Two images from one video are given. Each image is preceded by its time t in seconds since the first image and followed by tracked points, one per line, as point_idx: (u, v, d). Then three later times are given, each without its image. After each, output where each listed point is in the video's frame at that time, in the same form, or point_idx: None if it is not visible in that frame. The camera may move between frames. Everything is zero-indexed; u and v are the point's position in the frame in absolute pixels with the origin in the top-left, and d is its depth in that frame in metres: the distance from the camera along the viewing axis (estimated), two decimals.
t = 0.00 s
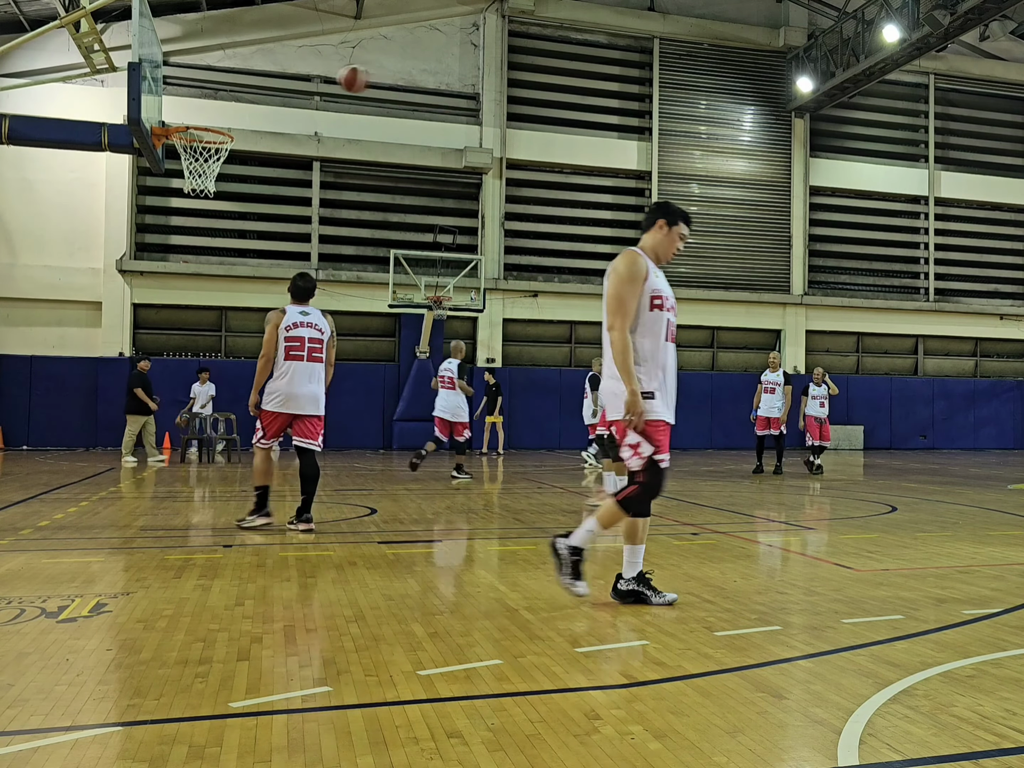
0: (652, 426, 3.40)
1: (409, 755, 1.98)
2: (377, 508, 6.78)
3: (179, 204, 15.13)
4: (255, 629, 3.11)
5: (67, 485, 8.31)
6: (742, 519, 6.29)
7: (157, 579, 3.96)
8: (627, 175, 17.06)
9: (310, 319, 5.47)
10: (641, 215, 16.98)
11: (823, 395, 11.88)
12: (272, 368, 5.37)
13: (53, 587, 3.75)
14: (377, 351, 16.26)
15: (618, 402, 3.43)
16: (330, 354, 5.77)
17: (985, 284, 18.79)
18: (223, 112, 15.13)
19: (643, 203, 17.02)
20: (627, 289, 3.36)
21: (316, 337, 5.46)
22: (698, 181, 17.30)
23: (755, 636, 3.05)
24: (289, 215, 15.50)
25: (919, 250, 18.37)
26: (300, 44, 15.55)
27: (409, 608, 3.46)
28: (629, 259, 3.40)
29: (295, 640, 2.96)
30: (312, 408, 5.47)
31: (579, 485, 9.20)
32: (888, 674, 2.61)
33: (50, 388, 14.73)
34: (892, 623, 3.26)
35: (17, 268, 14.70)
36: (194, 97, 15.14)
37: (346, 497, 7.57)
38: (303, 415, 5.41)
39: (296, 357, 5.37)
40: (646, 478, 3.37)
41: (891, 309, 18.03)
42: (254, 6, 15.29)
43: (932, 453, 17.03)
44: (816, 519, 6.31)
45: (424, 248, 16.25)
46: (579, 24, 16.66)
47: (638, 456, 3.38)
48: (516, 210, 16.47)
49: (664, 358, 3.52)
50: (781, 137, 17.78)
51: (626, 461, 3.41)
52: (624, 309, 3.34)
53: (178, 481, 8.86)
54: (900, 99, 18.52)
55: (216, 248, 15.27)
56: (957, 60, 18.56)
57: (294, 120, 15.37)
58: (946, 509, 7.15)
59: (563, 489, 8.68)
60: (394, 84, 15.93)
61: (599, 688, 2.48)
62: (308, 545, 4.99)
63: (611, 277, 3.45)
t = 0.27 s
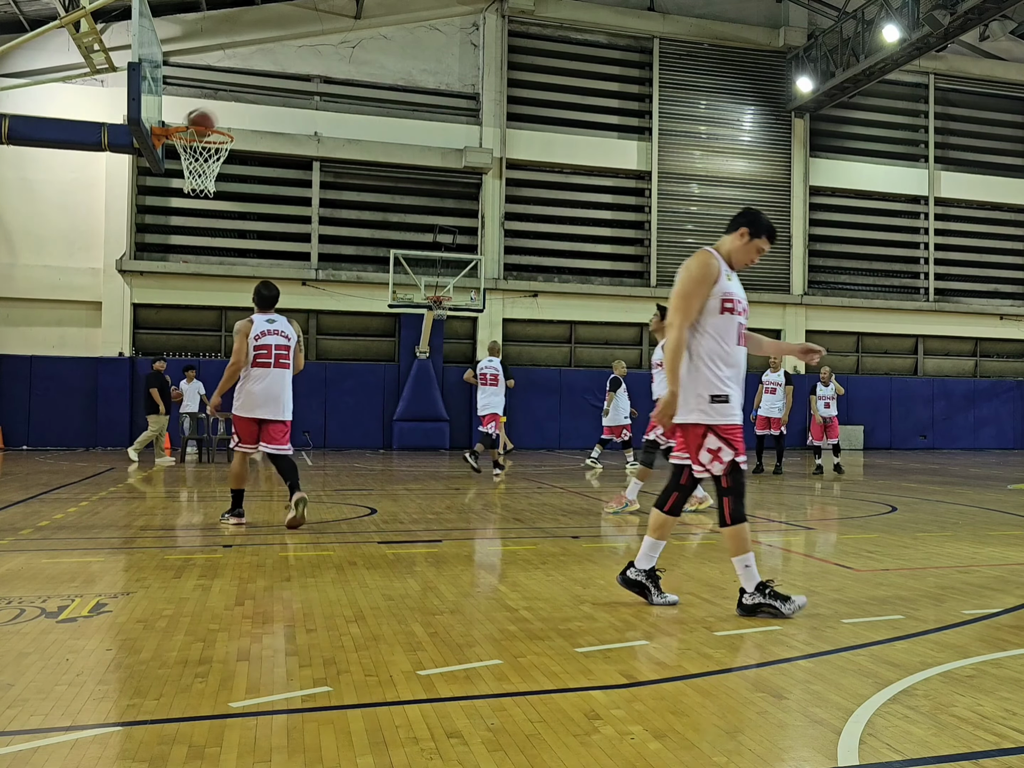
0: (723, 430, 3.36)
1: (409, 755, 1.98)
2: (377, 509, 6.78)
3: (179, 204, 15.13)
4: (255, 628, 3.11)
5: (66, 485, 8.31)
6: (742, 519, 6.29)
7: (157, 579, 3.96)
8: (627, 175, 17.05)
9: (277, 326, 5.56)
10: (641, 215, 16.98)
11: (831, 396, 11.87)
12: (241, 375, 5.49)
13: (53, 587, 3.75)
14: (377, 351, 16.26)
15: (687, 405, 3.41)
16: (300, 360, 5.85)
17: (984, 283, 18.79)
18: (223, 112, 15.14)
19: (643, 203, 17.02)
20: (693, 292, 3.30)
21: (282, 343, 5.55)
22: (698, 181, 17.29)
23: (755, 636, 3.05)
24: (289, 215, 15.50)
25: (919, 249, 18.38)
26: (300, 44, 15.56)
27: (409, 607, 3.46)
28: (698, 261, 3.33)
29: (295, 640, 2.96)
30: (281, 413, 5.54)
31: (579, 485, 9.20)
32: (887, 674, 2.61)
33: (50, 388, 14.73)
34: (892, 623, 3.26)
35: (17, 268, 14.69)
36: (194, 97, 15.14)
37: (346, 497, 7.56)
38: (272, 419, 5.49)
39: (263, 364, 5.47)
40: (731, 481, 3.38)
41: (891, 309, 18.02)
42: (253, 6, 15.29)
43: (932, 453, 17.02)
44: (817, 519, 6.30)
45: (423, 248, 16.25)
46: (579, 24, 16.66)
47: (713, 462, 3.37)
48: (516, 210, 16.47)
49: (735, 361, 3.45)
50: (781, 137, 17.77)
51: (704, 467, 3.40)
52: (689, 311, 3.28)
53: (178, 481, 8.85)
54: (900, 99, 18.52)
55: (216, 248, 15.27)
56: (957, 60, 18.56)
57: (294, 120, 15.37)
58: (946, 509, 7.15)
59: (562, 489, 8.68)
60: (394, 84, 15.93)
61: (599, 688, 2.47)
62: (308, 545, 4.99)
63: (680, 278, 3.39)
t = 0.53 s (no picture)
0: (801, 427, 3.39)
1: (409, 755, 1.98)
2: (376, 509, 6.77)
3: (179, 204, 15.13)
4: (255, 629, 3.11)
5: (67, 485, 8.31)
6: (742, 519, 6.29)
7: (157, 579, 3.96)
8: (627, 175, 17.05)
9: (252, 325, 5.95)
10: (641, 215, 16.98)
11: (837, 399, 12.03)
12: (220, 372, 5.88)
13: (53, 587, 3.75)
14: (377, 352, 16.26)
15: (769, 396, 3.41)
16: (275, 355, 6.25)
17: (984, 283, 18.79)
18: (223, 112, 15.14)
19: (642, 203, 17.02)
20: (795, 282, 3.29)
21: (259, 341, 5.96)
22: (698, 181, 17.29)
23: (755, 636, 3.04)
24: (289, 215, 15.50)
25: (919, 249, 18.38)
26: (300, 44, 15.56)
27: (409, 607, 3.46)
28: (797, 251, 3.33)
29: (295, 640, 2.96)
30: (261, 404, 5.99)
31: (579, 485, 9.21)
32: (888, 674, 2.61)
33: (50, 388, 14.73)
34: (892, 623, 3.25)
35: (16, 268, 14.69)
36: (194, 97, 15.15)
37: (346, 497, 7.56)
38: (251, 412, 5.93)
39: (240, 362, 5.88)
40: (784, 481, 3.39)
41: (891, 309, 18.02)
42: (253, 6, 15.29)
43: (932, 453, 17.02)
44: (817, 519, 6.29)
45: (423, 248, 16.25)
46: (579, 24, 16.66)
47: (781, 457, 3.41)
48: (516, 210, 16.47)
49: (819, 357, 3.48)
50: (781, 137, 17.77)
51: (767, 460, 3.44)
52: (793, 301, 3.27)
53: (178, 481, 8.85)
54: (899, 99, 18.52)
55: (216, 248, 15.27)
56: (957, 60, 18.57)
57: (294, 120, 15.38)
58: (947, 509, 7.15)
59: (562, 489, 8.68)
60: (394, 85, 15.93)
61: (599, 688, 2.47)
62: (308, 545, 5.00)
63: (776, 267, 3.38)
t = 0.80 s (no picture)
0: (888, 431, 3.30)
1: (408, 755, 1.98)
2: (376, 509, 6.77)
3: (178, 204, 15.12)
4: (255, 629, 3.11)
5: (67, 485, 8.31)
6: (742, 520, 6.29)
7: (157, 579, 3.96)
8: (627, 175, 17.05)
9: (238, 332, 5.97)
10: (641, 215, 16.98)
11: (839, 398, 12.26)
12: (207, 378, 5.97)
13: (53, 588, 3.75)
14: (377, 352, 16.26)
15: (848, 404, 3.34)
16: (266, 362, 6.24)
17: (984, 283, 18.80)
18: (223, 112, 15.13)
19: (642, 203, 17.02)
20: (872, 288, 3.24)
21: (243, 349, 5.96)
22: (698, 181, 17.29)
23: (755, 636, 3.04)
24: (289, 215, 15.50)
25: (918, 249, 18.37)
26: (299, 44, 15.56)
27: (409, 607, 3.46)
28: (875, 257, 3.29)
29: (295, 640, 2.96)
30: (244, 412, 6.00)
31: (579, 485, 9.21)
32: (888, 674, 2.61)
33: (50, 388, 14.73)
34: (892, 623, 3.26)
35: (16, 268, 14.68)
36: (194, 97, 15.14)
37: (346, 497, 7.57)
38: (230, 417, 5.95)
39: (221, 367, 5.92)
40: (862, 487, 3.31)
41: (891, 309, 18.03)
42: (253, 6, 15.29)
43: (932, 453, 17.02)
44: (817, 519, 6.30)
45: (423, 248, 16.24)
46: (579, 24, 16.65)
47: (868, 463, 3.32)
48: (516, 210, 16.47)
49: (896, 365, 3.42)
50: (781, 137, 17.78)
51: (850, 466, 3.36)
52: (870, 308, 3.23)
53: (178, 481, 8.86)
54: (900, 99, 18.52)
55: (216, 248, 15.27)
56: (957, 60, 18.56)
57: (294, 120, 15.38)
58: (947, 509, 7.15)
59: (562, 489, 8.68)
60: (393, 85, 15.93)
61: (599, 688, 2.47)
62: (308, 545, 5.00)
63: (851, 273, 3.34)
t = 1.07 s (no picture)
0: (979, 423, 3.38)
1: (409, 755, 1.98)
2: (377, 509, 6.78)
3: (179, 204, 15.13)
4: (255, 629, 3.11)
5: (67, 485, 8.31)
6: (742, 520, 6.29)
7: (157, 579, 3.96)
8: (627, 175, 17.05)
9: (237, 333, 5.96)
10: (641, 215, 16.98)
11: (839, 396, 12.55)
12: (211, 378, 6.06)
13: (54, 588, 3.75)
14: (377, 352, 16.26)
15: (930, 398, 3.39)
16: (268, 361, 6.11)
17: (985, 283, 18.80)
18: (223, 112, 15.14)
19: (642, 203, 17.02)
20: (947, 286, 3.28)
21: (236, 349, 5.92)
22: (698, 181, 17.29)
23: (755, 636, 3.05)
24: (289, 215, 15.50)
25: (919, 249, 18.37)
26: (299, 44, 15.56)
27: (409, 607, 3.46)
28: (953, 255, 3.31)
29: (296, 640, 2.96)
30: (241, 410, 5.97)
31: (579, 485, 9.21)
32: (888, 674, 2.61)
33: (50, 388, 14.74)
34: (892, 623, 3.26)
35: (16, 268, 14.68)
36: (194, 97, 15.14)
37: (346, 497, 7.57)
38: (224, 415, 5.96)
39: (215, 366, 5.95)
40: (989, 478, 3.36)
41: (891, 309, 18.04)
42: (253, 6, 15.29)
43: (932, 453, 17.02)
44: (817, 520, 6.30)
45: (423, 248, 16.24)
46: (579, 24, 16.65)
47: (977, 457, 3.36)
48: (516, 210, 16.47)
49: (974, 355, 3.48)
50: (781, 137, 17.78)
51: (960, 462, 3.37)
52: (941, 307, 3.27)
53: (179, 481, 8.86)
54: (900, 99, 18.51)
55: (216, 248, 15.27)
56: (958, 60, 18.56)
57: (294, 120, 15.38)
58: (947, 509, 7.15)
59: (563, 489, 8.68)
60: (393, 85, 15.94)
61: (599, 688, 2.47)
62: (308, 545, 5.00)
63: (929, 272, 3.36)
